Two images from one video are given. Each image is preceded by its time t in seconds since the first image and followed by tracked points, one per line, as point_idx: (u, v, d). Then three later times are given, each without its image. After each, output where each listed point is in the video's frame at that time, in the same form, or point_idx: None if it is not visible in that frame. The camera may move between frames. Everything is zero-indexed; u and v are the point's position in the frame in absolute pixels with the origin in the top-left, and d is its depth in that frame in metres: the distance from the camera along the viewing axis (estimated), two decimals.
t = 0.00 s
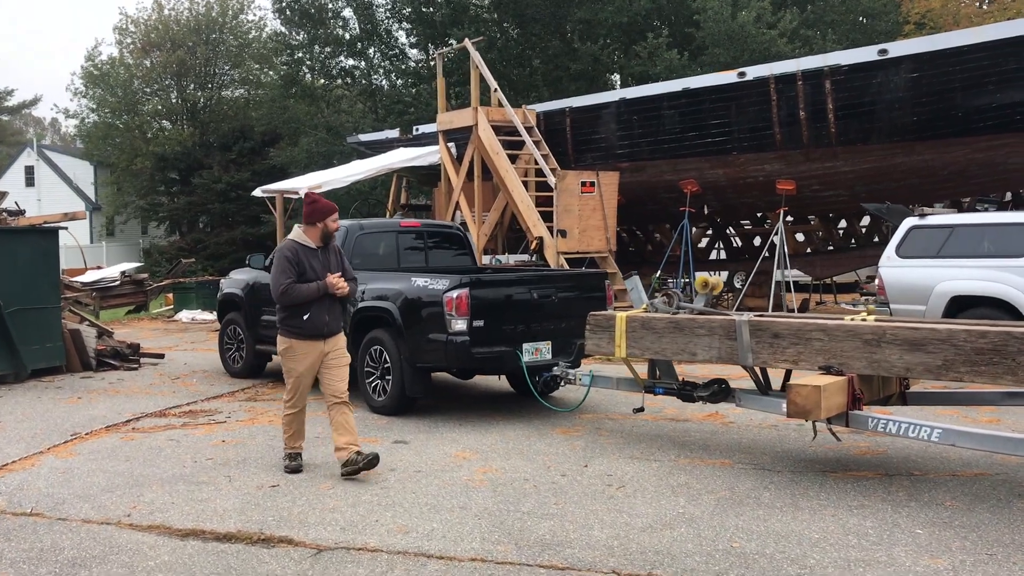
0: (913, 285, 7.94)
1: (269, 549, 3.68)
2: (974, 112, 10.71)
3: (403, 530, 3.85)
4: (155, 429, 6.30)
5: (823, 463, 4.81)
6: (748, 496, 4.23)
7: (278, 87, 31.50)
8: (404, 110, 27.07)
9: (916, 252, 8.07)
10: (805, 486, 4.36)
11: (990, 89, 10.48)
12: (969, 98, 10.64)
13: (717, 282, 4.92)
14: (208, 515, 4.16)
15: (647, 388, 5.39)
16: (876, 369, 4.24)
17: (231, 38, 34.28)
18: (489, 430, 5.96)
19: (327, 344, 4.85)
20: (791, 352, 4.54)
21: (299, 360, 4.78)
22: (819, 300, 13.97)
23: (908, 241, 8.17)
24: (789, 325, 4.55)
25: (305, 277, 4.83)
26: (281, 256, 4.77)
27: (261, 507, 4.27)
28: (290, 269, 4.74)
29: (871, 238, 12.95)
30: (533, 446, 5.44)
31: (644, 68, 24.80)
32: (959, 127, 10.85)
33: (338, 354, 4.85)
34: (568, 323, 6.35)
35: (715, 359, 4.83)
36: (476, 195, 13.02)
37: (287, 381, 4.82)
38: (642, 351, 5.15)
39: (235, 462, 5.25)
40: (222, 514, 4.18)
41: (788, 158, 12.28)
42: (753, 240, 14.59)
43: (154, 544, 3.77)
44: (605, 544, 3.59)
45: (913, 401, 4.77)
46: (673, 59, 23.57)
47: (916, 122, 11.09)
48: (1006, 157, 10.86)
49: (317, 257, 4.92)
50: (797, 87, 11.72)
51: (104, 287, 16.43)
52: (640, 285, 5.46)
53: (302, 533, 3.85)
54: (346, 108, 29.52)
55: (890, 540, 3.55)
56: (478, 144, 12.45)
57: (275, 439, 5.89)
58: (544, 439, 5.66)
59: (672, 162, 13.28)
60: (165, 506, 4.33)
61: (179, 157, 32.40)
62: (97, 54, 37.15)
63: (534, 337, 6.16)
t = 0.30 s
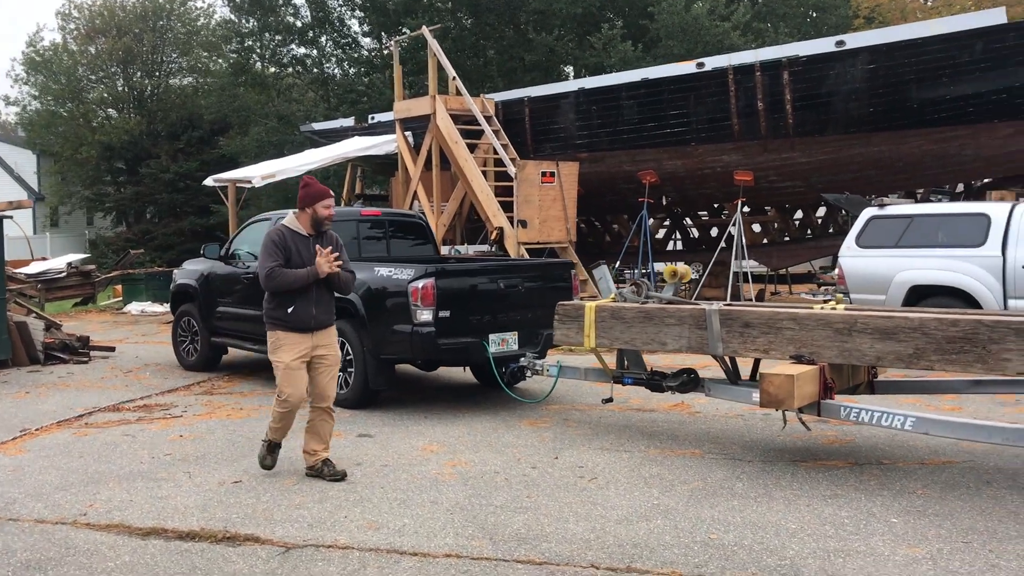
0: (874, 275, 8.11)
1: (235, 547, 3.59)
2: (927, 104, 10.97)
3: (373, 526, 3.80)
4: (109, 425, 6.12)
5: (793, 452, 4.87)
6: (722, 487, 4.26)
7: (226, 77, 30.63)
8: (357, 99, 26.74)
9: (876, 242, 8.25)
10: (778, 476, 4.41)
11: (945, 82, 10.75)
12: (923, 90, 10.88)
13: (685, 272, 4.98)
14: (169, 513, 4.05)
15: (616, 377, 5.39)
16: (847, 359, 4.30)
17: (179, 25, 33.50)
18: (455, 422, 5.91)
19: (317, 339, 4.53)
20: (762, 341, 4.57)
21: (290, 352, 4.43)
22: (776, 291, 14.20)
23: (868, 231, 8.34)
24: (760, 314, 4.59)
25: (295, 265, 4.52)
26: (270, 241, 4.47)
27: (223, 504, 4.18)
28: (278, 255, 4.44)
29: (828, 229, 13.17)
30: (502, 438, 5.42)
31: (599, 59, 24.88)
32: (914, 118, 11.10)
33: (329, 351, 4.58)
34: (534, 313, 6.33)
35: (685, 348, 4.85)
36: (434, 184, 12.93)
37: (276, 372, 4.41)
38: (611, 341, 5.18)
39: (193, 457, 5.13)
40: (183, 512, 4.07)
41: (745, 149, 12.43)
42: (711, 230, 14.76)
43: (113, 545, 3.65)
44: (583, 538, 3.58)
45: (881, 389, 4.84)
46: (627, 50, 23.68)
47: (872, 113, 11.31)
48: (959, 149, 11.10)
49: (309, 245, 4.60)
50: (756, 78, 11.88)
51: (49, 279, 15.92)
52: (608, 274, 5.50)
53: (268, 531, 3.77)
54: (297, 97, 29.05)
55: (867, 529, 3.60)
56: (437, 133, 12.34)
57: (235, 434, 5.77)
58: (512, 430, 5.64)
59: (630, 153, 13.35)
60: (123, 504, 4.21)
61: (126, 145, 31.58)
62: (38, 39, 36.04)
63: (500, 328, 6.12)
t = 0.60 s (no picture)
0: (820, 270, 8.26)
1: (186, 560, 3.47)
2: (867, 101, 11.28)
3: (331, 533, 3.72)
4: (44, 431, 5.87)
5: (752, 449, 4.94)
6: (684, 485, 4.30)
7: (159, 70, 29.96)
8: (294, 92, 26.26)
9: (821, 237, 8.40)
10: (738, 473, 4.47)
11: (886, 78, 11.08)
12: (865, 86, 11.21)
13: (643, 268, 4.95)
14: (115, 525, 3.90)
15: (573, 375, 5.39)
16: (806, 354, 4.37)
17: (107, 15, 32.93)
18: (408, 424, 5.84)
19: (296, 347, 4.25)
20: (719, 337, 4.63)
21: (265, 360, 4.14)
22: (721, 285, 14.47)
23: (814, 225, 8.48)
24: (718, 310, 4.64)
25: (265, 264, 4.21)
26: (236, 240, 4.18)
27: (171, 514, 4.05)
28: (246, 254, 4.14)
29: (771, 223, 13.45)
30: (458, 439, 5.38)
31: (540, 54, 24.92)
32: (855, 114, 11.43)
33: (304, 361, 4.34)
34: (488, 311, 6.30)
35: (644, 345, 4.88)
36: (378, 179, 12.74)
37: (258, 386, 4.10)
38: (569, 339, 5.18)
39: (137, 465, 4.95)
40: (130, 522, 3.93)
41: (690, 144, 12.63)
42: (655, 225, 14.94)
43: (55, 560, 3.50)
44: (549, 542, 3.55)
45: (836, 383, 4.95)
46: (569, 45, 23.77)
47: (815, 108, 11.62)
48: (899, 144, 11.42)
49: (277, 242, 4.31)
50: (701, 74, 12.11)
51: None
52: (563, 271, 5.47)
53: (221, 541, 3.66)
54: (231, 89, 28.43)
55: (832, 526, 3.65)
56: (380, 126, 12.18)
57: (180, 439, 5.59)
58: (468, 431, 5.60)
59: (576, 148, 13.43)
60: (65, 515, 4.05)
61: (53, 139, 30.38)
62: None
63: (454, 326, 6.08)
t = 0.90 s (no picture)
0: (788, 261, 8.39)
1: (158, 561, 3.38)
2: (830, 91, 11.42)
3: (308, 531, 3.66)
4: (2, 429, 5.70)
5: (728, 439, 4.97)
6: (663, 476, 4.32)
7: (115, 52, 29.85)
8: (251, 81, 25.81)
9: (788, 227, 8.51)
10: (717, 463, 4.50)
11: (849, 69, 11.23)
12: (827, 78, 11.34)
13: (617, 259, 5.02)
14: (81, 526, 3.79)
15: (548, 366, 5.40)
16: (783, 344, 4.40)
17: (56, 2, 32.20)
18: (379, 417, 5.78)
19: (292, 342, 3.95)
20: (696, 328, 4.66)
21: (260, 359, 3.82)
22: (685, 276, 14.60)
23: (781, 216, 8.59)
24: (695, 301, 4.67)
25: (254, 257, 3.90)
26: (219, 233, 3.84)
27: (140, 513, 3.96)
28: (233, 248, 3.81)
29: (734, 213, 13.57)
30: (431, 432, 5.34)
31: (500, 45, 24.88)
32: (817, 105, 11.60)
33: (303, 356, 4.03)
34: (459, 303, 6.27)
35: (620, 337, 4.89)
36: (340, 168, 12.55)
37: (252, 391, 3.80)
38: (544, 330, 5.17)
39: (101, 463, 4.83)
40: (97, 523, 3.83)
41: (654, 135, 12.73)
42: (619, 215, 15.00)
43: (19, 563, 3.39)
44: (530, 536, 3.53)
45: (810, 373, 5.01)
46: (529, 36, 23.78)
47: (777, 99, 11.72)
48: (861, 135, 11.60)
49: (263, 232, 3.99)
50: (665, 64, 12.18)
51: None
52: (537, 262, 5.46)
53: (193, 541, 3.58)
54: (187, 79, 28.05)
55: (814, 517, 3.68)
56: (342, 115, 11.98)
57: (145, 436, 5.47)
58: (442, 424, 5.56)
59: (541, 139, 13.48)
60: (28, 516, 3.93)
61: None
62: None
63: (424, 318, 6.03)
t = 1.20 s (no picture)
0: (766, 249, 8.42)
1: (133, 563, 3.31)
2: (805, 79, 11.55)
3: (289, 530, 3.61)
4: None
5: (714, 430, 4.99)
6: (651, 469, 4.32)
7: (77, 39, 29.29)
8: (217, 69, 25.43)
9: (767, 215, 8.54)
10: (704, 455, 4.52)
11: (824, 57, 11.35)
12: (802, 66, 11.46)
13: (600, 248, 5.01)
14: (51, 527, 3.70)
15: (530, 358, 5.37)
16: (770, 333, 4.41)
17: None
18: (358, 411, 5.73)
19: (288, 343, 3.71)
20: (682, 317, 4.65)
21: (251, 364, 3.65)
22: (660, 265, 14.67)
23: (759, 204, 8.62)
24: (681, 290, 4.66)
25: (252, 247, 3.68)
26: (217, 220, 3.61)
27: (113, 513, 3.88)
28: (230, 238, 3.59)
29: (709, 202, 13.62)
30: (411, 426, 5.30)
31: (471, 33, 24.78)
32: (791, 93, 11.72)
33: (304, 357, 3.74)
34: (438, 293, 6.23)
35: (603, 327, 4.87)
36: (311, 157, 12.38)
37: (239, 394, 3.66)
38: (526, 320, 5.15)
39: (71, 460, 4.73)
40: (68, 524, 3.74)
41: (629, 123, 12.77)
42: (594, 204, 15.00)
43: None
44: (521, 533, 3.50)
45: (796, 362, 5.03)
46: (500, 24, 23.70)
47: (753, 88, 11.84)
48: (834, 124, 11.79)
49: (262, 220, 3.76)
50: (640, 52, 12.21)
51: None
52: (520, 253, 5.46)
53: (170, 542, 3.51)
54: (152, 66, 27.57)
55: (807, 510, 3.69)
56: (312, 102, 11.81)
57: (116, 432, 5.36)
58: (422, 417, 5.52)
59: (515, 127, 13.45)
60: None
61: None
62: None
63: (403, 309, 5.97)
